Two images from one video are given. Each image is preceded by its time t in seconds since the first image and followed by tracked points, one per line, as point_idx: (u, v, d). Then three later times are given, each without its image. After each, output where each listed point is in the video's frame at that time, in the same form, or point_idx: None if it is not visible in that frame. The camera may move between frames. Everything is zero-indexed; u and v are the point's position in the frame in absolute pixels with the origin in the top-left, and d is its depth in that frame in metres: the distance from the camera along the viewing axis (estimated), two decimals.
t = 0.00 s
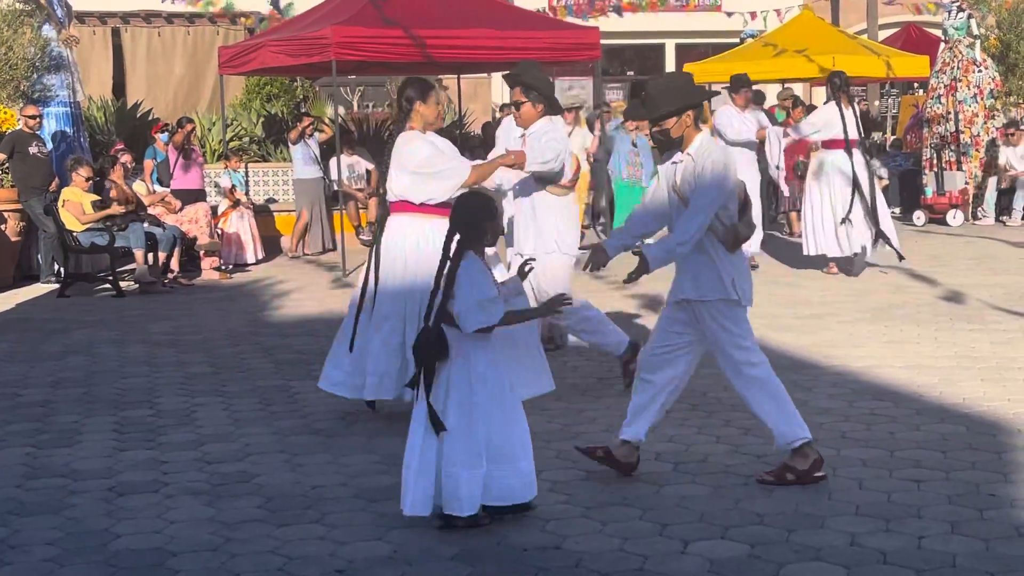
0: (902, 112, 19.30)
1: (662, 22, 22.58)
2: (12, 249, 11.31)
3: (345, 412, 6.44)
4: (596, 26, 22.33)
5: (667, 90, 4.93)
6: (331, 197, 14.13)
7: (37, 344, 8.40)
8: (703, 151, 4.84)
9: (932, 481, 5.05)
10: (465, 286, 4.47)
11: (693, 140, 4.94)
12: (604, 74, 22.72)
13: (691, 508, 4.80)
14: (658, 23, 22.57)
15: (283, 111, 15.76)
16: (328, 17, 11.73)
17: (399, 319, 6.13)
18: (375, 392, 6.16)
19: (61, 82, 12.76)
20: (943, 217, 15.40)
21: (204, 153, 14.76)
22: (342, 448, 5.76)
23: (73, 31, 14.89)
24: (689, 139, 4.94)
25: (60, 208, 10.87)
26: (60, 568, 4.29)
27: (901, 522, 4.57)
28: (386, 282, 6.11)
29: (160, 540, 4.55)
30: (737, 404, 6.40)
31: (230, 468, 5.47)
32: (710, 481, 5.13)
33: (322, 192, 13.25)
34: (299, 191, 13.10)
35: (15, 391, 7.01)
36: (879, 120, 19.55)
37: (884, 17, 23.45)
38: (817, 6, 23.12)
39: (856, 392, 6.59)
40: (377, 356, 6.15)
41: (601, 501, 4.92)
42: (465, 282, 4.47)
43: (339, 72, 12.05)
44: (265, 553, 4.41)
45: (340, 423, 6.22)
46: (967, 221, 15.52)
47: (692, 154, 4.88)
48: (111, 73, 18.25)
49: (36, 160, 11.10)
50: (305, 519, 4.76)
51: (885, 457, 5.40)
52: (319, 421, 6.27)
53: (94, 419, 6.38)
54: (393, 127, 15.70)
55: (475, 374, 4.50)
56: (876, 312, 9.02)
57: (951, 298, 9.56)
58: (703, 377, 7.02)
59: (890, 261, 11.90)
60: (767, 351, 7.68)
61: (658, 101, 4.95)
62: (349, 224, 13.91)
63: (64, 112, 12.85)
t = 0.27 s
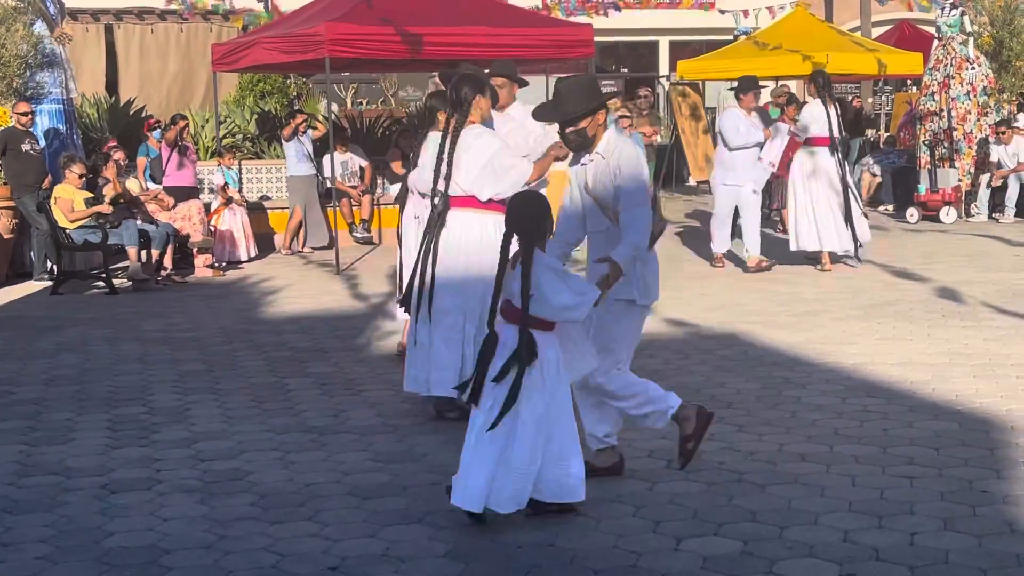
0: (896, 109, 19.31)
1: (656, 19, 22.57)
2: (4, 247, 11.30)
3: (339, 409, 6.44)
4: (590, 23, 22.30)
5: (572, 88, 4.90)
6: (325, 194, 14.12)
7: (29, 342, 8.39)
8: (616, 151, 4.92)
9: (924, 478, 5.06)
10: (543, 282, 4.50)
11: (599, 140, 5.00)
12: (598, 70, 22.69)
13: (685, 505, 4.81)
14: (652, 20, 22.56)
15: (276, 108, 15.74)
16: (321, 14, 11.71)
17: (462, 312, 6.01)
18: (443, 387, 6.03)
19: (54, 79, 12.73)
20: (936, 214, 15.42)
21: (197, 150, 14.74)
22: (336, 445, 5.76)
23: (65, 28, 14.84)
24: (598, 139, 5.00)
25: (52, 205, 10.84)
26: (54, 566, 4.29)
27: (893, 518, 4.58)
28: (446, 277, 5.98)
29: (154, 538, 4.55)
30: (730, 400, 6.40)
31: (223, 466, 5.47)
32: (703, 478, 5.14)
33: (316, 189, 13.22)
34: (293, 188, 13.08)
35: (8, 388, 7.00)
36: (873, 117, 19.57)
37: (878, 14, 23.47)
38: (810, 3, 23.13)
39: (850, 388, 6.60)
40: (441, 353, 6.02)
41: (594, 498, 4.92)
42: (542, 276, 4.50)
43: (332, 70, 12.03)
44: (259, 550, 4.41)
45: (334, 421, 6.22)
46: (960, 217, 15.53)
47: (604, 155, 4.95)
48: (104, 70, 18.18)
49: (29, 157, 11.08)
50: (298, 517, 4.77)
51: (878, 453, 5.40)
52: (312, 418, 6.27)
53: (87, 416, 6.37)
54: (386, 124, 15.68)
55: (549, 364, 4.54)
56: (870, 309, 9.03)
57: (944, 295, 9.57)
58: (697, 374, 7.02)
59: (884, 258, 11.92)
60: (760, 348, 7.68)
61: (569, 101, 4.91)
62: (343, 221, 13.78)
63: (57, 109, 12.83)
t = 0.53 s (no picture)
0: (893, 107, 19.32)
1: (654, 17, 22.56)
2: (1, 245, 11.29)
3: (336, 407, 6.43)
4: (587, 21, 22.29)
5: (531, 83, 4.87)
6: (321, 191, 14.11)
7: (25, 340, 8.38)
8: (575, 143, 4.86)
9: (920, 476, 5.06)
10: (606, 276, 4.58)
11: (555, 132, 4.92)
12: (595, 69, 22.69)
13: (682, 503, 4.81)
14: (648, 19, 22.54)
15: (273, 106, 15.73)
16: (317, 13, 11.70)
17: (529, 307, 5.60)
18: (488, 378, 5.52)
19: (51, 77, 12.72)
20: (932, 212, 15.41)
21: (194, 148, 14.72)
22: (333, 443, 5.76)
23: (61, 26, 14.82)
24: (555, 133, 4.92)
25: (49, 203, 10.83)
26: (50, 564, 4.28)
27: (890, 516, 4.58)
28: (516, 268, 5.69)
29: (150, 536, 4.55)
30: (727, 398, 6.41)
31: (220, 464, 5.47)
32: (700, 476, 5.14)
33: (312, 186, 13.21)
34: (290, 187, 13.05)
35: (4, 387, 7.00)
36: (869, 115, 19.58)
37: (875, 13, 23.48)
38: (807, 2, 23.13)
39: (846, 386, 6.60)
40: (504, 351, 5.56)
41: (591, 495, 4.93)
42: (606, 271, 4.59)
43: (328, 67, 12.02)
44: (255, 548, 4.41)
45: (331, 419, 6.22)
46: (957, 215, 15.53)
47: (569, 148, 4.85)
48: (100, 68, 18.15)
49: (25, 155, 11.07)
50: (295, 515, 4.76)
51: (875, 451, 5.40)
52: (308, 416, 6.27)
53: (83, 414, 6.37)
54: (383, 121, 15.68)
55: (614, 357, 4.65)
56: (866, 307, 9.03)
57: (940, 293, 9.57)
58: (694, 372, 7.02)
59: (880, 256, 11.93)
60: (756, 346, 7.68)
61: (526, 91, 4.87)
62: (340, 220, 13.92)
63: (54, 107, 12.82)
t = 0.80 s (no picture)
0: (892, 105, 19.32)
1: (653, 14, 22.54)
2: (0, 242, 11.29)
3: (335, 405, 6.43)
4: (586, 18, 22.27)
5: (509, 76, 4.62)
6: (320, 189, 14.11)
7: (24, 337, 8.38)
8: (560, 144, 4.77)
9: (919, 473, 5.06)
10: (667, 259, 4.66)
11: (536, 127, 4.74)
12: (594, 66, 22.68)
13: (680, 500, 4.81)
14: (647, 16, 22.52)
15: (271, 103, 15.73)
16: (315, 10, 11.70)
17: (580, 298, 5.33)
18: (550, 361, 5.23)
19: (49, 74, 12.72)
20: (931, 209, 15.41)
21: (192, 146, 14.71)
22: (332, 441, 5.76)
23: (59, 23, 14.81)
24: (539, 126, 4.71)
25: (47, 200, 10.82)
26: (48, 562, 4.28)
27: (888, 514, 4.58)
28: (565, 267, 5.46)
29: (149, 534, 4.55)
30: (725, 395, 6.41)
31: (219, 461, 5.46)
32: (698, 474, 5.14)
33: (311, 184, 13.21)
34: (288, 183, 13.08)
35: (3, 384, 7.00)
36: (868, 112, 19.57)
37: (873, 10, 23.47)
38: None
39: (845, 383, 6.61)
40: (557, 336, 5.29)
41: (590, 493, 4.93)
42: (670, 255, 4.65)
43: (326, 65, 12.02)
44: (254, 546, 4.41)
45: (330, 416, 6.22)
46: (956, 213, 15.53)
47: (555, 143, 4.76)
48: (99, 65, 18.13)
49: (23, 153, 11.06)
50: (294, 512, 4.76)
51: (873, 449, 5.41)
52: (307, 414, 6.27)
53: (82, 412, 6.37)
54: (382, 119, 15.67)
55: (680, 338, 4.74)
56: (865, 304, 9.03)
57: (939, 290, 9.57)
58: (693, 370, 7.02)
59: (879, 253, 11.93)
60: (755, 344, 7.69)
61: (508, 84, 4.61)
62: (340, 218, 13.97)
63: (52, 105, 12.82)
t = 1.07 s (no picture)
0: (893, 103, 19.31)
1: (655, 13, 22.54)
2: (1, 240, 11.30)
3: (336, 403, 6.44)
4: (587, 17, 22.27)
5: (526, 68, 4.42)
6: (321, 187, 14.11)
7: (25, 336, 8.37)
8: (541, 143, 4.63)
9: (920, 471, 5.06)
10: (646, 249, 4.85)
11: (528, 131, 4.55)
12: (595, 64, 22.69)
13: (681, 498, 4.81)
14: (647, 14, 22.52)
15: (272, 102, 15.73)
16: (316, 8, 11.68)
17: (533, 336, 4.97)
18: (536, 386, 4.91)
19: (50, 73, 12.73)
20: (932, 207, 15.40)
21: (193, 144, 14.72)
22: (332, 439, 5.77)
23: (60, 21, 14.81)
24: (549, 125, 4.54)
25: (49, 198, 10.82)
26: (50, 560, 4.28)
27: (890, 511, 4.59)
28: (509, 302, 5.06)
29: (150, 532, 4.55)
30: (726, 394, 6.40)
31: (219, 460, 5.47)
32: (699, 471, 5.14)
33: (311, 181, 13.22)
34: (289, 180, 13.09)
35: (4, 382, 7.00)
36: (868, 110, 19.61)
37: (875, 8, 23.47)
38: None
39: (846, 381, 6.60)
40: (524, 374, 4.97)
41: (591, 491, 4.92)
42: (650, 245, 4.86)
43: (327, 64, 12.01)
44: (255, 544, 4.41)
45: (331, 414, 6.22)
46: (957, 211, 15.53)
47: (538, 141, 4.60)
48: (100, 64, 18.12)
49: (25, 151, 11.03)
50: (295, 510, 4.77)
51: (874, 447, 5.40)
52: (308, 412, 6.27)
53: (83, 410, 6.37)
54: (383, 118, 15.68)
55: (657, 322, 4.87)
56: (866, 302, 9.03)
57: (940, 288, 9.57)
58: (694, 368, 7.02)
59: (879, 251, 11.94)
60: (756, 342, 7.69)
61: (517, 80, 4.41)
62: (340, 216, 13.89)
63: (54, 103, 12.83)
